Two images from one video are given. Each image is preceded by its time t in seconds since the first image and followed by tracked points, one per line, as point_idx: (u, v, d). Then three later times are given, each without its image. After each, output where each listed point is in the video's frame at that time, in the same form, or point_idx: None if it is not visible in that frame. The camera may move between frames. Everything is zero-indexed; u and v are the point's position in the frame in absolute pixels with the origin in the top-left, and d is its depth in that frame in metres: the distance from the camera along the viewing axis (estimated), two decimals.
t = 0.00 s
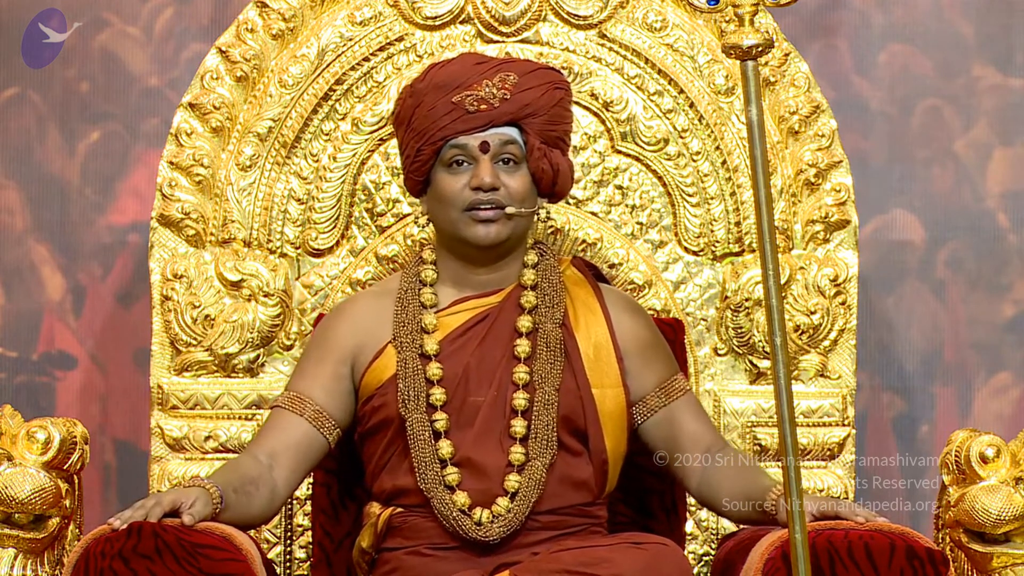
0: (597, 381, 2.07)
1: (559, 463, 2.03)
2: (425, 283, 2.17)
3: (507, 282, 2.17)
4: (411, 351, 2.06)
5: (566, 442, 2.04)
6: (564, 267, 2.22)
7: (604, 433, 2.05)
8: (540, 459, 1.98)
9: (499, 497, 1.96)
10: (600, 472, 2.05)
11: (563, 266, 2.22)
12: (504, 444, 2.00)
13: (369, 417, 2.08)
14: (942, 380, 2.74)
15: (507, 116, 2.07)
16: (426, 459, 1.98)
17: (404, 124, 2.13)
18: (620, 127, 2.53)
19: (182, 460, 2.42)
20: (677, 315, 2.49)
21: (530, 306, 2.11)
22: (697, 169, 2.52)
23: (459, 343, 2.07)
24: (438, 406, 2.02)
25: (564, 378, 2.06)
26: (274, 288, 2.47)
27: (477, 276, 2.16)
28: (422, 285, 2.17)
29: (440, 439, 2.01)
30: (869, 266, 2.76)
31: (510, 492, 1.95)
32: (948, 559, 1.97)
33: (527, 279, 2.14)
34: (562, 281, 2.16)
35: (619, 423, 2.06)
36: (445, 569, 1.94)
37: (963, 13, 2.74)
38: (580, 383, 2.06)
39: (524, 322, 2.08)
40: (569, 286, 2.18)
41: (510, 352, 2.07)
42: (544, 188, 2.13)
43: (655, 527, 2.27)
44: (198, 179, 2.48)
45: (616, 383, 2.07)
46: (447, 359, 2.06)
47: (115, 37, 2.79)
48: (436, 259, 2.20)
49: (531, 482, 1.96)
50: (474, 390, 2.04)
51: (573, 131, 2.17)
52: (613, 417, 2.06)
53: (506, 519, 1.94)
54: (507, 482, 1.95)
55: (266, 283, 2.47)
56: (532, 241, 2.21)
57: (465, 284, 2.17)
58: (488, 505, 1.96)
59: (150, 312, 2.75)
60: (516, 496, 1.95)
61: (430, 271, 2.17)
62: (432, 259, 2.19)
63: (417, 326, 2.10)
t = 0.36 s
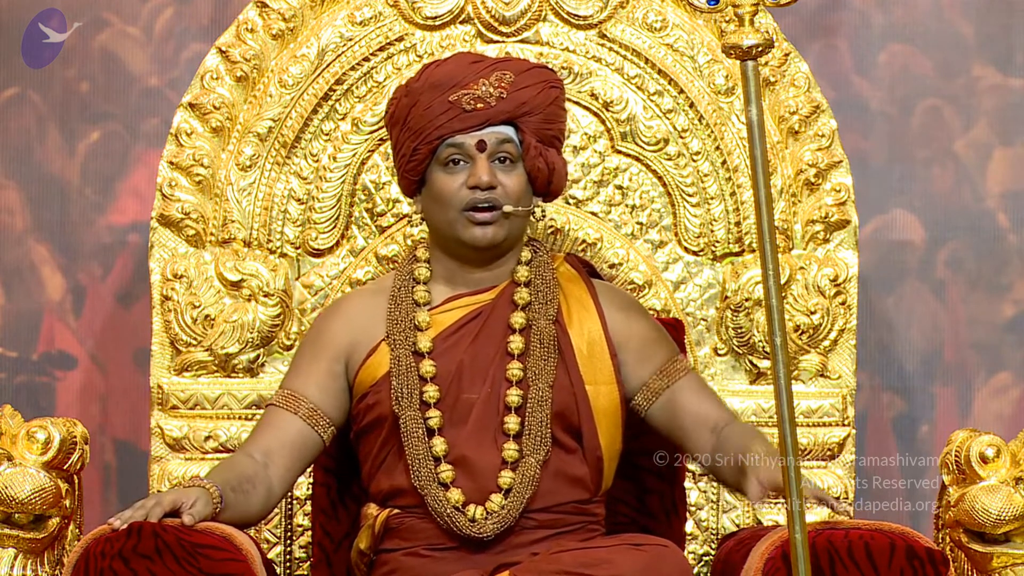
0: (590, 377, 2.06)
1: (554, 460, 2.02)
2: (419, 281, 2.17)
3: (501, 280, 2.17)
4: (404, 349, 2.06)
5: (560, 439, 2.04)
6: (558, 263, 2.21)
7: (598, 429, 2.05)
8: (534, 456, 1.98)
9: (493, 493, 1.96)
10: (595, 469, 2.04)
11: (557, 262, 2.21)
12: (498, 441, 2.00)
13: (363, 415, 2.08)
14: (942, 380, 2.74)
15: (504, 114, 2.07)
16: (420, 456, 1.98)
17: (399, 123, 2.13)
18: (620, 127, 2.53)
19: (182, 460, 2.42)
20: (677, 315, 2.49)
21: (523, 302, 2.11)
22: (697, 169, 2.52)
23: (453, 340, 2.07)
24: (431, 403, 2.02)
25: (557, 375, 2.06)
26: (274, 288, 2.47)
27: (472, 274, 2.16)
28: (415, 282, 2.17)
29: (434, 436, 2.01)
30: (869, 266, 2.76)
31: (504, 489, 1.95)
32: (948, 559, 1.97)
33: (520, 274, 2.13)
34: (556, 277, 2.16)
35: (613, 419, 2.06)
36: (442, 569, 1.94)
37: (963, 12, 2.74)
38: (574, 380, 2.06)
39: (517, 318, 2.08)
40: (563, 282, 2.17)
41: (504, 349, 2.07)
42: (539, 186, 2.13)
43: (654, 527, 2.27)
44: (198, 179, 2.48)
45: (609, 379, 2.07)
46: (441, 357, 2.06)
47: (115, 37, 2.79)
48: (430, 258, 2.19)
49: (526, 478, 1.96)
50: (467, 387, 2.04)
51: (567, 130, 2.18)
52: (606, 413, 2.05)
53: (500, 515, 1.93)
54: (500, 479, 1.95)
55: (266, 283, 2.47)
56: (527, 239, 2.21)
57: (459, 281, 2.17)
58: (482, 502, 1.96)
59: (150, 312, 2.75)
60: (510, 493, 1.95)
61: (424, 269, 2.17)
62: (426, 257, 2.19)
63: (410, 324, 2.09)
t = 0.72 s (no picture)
0: (582, 373, 2.04)
1: (545, 457, 2.01)
2: (412, 280, 2.17)
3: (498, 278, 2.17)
4: (396, 346, 2.07)
5: (552, 435, 2.02)
6: (552, 262, 2.20)
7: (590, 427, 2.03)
8: (523, 451, 1.97)
9: (485, 489, 1.95)
10: (588, 466, 2.03)
11: (551, 261, 2.20)
12: (488, 436, 2.00)
13: (358, 412, 2.09)
14: (942, 380, 2.74)
15: (507, 108, 2.08)
16: (411, 452, 1.98)
17: (399, 118, 2.12)
18: (620, 127, 2.53)
19: (183, 460, 2.42)
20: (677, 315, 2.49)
21: (516, 298, 2.10)
22: (698, 169, 2.52)
23: (445, 336, 2.07)
24: (422, 399, 2.02)
25: (549, 371, 2.05)
26: (274, 288, 2.47)
27: (469, 271, 2.16)
28: (409, 281, 2.17)
29: (424, 432, 2.01)
30: (869, 266, 2.76)
31: (494, 485, 1.94)
32: (948, 559, 1.97)
33: (514, 272, 2.13)
34: (549, 274, 2.15)
35: (604, 416, 2.04)
36: (436, 569, 1.93)
37: (963, 13, 2.74)
38: (565, 375, 2.04)
39: (510, 313, 2.07)
40: (555, 280, 2.15)
41: (496, 345, 2.06)
42: (538, 183, 2.14)
43: (657, 530, 2.27)
44: (198, 179, 2.48)
45: (602, 374, 2.05)
46: (431, 353, 2.06)
47: (115, 37, 2.79)
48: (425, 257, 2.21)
49: (515, 474, 1.95)
50: (459, 382, 2.04)
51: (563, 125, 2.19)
52: (597, 410, 2.03)
53: (490, 511, 1.92)
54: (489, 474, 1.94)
55: (266, 283, 2.47)
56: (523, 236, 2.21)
57: (455, 279, 2.17)
58: (472, 499, 1.95)
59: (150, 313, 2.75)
60: (500, 489, 1.94)
61: (416, 268, 2.18)
62: (420, 257, 2.20)
63: (402, 321, 2.10)
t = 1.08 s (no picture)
0: (575, 367, 2.04)
1: (538, 452, 2.00)
2: (406, 280, 2.17)
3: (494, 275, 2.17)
4: (389, 346, 2.07)
5: (547, 430, 2.02)
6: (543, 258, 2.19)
7: (582, 423, 2.03)
8: (515, 446, 1.97)
9: (477, 485, 1.95)
10: (582, 461, 2.03)
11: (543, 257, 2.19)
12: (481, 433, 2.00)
13: (353, 412, 2.09)
14: (942, 380, 2.74)
15: (512, 102, 2.08)
16: (404, 453, 1.98)
17: (401, 115, 2.12)
18: (620, 127, 2.53)
19: (183, 461, 2.42)
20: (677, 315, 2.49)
21: (508, 294, 2.09)
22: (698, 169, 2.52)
23: (438, 335, 2.07)
24: (415, 399, 2.02)
25: (541, 366, 2.04)
26: (274, 289, 2.47)
27: (467, 269, 2.16)
28: (403, 281, 2.17)
29: (418, 433, 2.01)
30: (869, 265, 2.76)
31: (486, 480, 1.94)
32: (948, 559, 1.97)
33: (506, 269, 2.12)
34: (542, 270, 2.13)
35: (597, 410, 2.04)
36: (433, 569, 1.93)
37: (963, 12, 2.75)
38: (558, 369, 2.03)
39: (501, 310, 2.07)
40: (546, 275, 2.14)
41: (489, 342, 2.06)
42: (537, 181, 2.14)
43: (656, 529, 2.26)
44: (198, 179, 2.48)
45: (593, 368, 2.05)
46: (424, 353, 2.06)
47: (115, 37, 2.79)
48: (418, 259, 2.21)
49: (507, 469, 1.95)
50: (452, 380, 2.04)
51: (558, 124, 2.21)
52: (589, 404, 2.03)
53: (483, 507, 1.92)
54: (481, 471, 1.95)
55: (266, 283, 2.46)
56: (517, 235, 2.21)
57: (454, 276, 2.16)
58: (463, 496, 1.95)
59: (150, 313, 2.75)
60: (492, 484, 1.94)
61: (410, 269, 2.18)
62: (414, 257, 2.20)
63: (396, 321, 2.10)
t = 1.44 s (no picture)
0: (573, 369, 2.04)
1: (537, 454, 2.00)
2: (403, 283, 2.17)
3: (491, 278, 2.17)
4: (386, 350, 2.06)
5: (546, 432, 2.02)
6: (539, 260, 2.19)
7: (582, 424, 2.03)
8: (513, 448, 1.97)
9: (475, 487, 1.95)
10: (582, 462, 2.04)
11: (538, 259, 2.19)
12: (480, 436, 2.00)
13: (350, 415, 2.09)
14: (942, 380, 2.74)
15: (508, 106, 2.09)
16: (402, 456, 1.98)
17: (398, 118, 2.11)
18: (620, 127, 2.53)
19: (183, 461, 2.42)
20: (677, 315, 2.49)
21: (505, 298, 2.09)
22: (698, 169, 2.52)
23: (435, 339, 2.07)
24: (413, 403, 2.02)
25: (539, 369, 2.04)
26: (274, 289, 2.47)
27: (464, 270, 2.16)
28: (399, 284, 2.17)
29: (415, 436, 2.00)
30: (869, 265, 2.76)
31: (485, 482, 1.94)
32: (948, 559, 1.97)
33: (503, 273, 2.12)
34: (538, 273, 2.14)
35: (597, 412, 2.04)
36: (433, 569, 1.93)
37: (963, 12, 2.75)
38: (556, 372, 2.03)
39: (498, 313, 2.07)
40: (542, 277, 2.14)
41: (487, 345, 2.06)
42: (533, 183, 2.14)
43: (655, 529, 2.27)
44: (198, 179, 2.48)
45: (592, 370, 2.05)
46: (422, 356, 2.05)
47: (115, 37, 2.79)
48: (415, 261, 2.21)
49: (506, 471, 1.95)
50: (450, 384, 2.04)
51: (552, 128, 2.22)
52: (588, 406, 2.03)
53: (482, 509, 1.91)
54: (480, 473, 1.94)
55: (266, 283, 2.46)
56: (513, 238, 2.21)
57: (452, 279, 2.17)
58: (462, 497, 1.95)
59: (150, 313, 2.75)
60: (491, 486, 1.94)
61: (407, 272, 2.18)
62: (411, 260, 2.20)
63: (393, 324, 2.10)
